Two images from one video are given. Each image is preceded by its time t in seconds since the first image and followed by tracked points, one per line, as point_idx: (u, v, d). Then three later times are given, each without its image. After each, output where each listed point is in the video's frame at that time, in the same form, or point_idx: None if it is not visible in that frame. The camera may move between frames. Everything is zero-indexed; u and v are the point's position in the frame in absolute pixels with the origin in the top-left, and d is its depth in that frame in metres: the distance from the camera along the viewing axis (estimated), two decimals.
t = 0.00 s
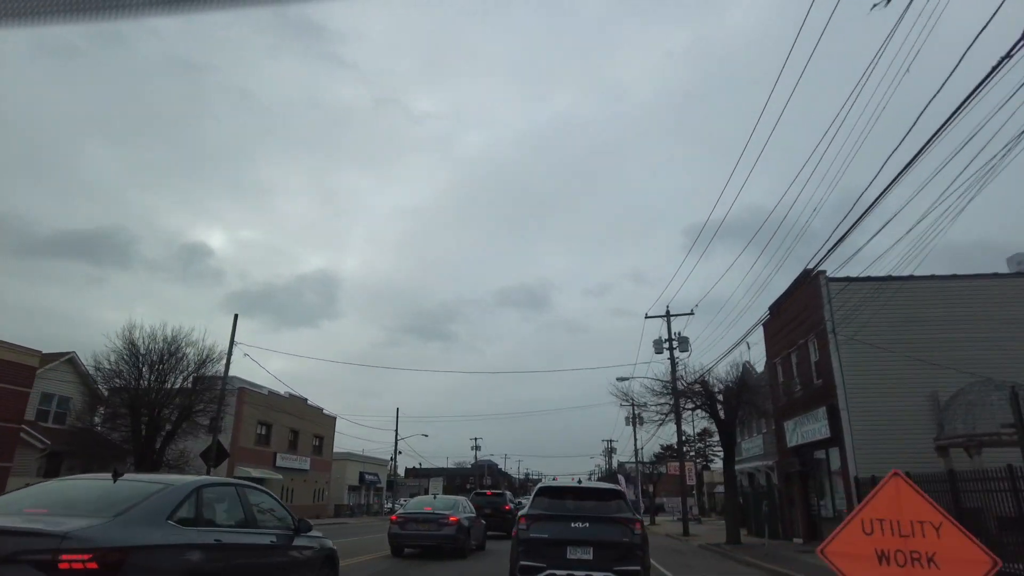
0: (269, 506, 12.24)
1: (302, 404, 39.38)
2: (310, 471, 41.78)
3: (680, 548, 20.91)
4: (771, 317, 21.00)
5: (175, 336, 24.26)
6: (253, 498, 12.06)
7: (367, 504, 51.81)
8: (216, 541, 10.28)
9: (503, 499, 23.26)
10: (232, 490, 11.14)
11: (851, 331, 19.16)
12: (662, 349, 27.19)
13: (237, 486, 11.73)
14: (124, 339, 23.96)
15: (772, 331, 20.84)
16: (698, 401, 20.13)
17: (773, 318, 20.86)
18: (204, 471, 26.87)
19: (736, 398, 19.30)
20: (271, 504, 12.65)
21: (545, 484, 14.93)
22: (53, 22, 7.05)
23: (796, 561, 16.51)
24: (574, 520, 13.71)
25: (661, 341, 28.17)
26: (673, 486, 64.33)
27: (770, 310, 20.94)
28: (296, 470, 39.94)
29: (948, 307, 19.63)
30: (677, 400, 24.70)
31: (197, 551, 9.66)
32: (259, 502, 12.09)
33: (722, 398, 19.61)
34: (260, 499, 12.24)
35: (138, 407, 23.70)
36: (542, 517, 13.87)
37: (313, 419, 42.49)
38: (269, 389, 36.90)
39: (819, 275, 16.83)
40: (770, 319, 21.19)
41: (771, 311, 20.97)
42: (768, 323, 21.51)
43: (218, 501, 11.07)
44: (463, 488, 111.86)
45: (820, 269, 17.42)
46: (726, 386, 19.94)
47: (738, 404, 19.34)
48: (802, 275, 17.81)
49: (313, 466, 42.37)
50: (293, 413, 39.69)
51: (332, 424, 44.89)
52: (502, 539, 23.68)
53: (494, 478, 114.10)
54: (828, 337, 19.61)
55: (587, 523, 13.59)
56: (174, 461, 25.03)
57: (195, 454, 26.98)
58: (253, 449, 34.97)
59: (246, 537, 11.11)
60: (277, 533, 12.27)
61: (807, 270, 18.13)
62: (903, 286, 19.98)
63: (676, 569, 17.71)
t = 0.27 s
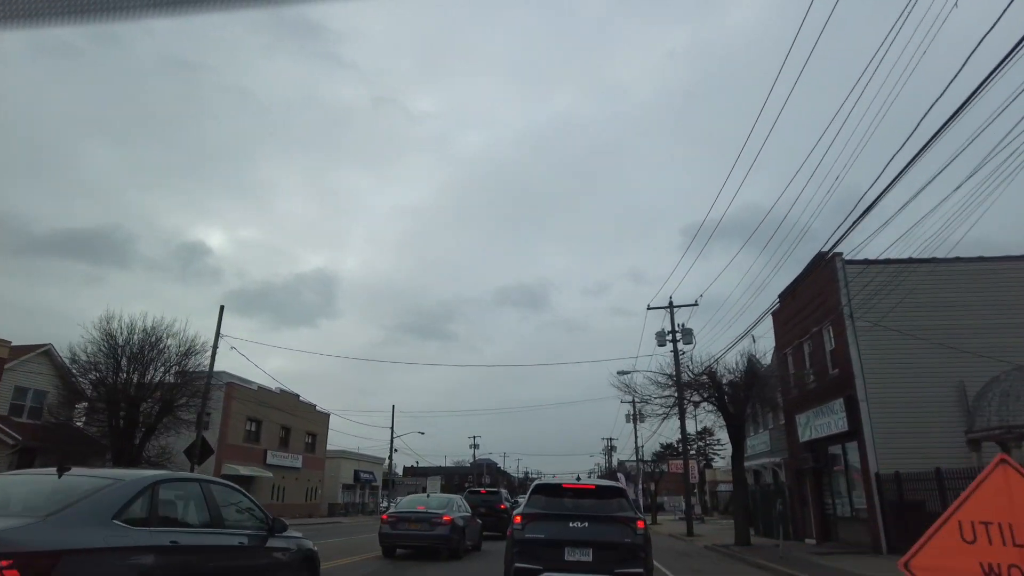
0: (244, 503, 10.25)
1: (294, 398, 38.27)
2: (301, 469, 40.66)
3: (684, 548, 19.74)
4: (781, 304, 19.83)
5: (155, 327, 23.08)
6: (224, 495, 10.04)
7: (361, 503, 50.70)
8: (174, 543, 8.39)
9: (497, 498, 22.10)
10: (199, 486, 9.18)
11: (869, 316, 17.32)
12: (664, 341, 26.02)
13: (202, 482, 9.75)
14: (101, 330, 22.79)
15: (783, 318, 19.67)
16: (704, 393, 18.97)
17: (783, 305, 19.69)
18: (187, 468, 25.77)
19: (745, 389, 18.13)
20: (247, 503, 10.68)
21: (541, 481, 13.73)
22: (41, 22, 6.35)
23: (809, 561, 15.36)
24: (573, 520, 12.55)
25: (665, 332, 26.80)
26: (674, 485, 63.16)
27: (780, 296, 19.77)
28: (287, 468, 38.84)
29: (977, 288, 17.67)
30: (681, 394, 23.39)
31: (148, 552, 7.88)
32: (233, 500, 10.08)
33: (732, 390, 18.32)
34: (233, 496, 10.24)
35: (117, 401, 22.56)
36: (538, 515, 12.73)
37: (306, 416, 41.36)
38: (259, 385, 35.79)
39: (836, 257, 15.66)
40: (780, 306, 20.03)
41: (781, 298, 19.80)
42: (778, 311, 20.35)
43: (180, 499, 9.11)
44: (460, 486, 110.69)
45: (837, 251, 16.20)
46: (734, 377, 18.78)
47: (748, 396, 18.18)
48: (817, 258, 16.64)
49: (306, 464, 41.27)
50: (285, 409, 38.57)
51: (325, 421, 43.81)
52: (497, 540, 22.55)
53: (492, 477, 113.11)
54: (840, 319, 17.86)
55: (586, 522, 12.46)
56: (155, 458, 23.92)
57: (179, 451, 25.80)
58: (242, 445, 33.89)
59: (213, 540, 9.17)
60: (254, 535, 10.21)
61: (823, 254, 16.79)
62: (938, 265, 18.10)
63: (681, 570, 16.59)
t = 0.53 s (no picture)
0: (216, 504, 7.92)
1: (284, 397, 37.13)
2: (292, 470, 39.51)
3: (689, 553, 18.63)
4: (792, 295, 18.73)
5: (134, 320, 22.00)
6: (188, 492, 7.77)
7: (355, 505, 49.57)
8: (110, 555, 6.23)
9: (490, 500, 21.02)
10: (153, 482, 7.01)
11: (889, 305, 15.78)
12: (667, 336, 24.92)
13: (158, 481, 7.45)
14: (77, 323, 21.70)
15: (793, 309, 18.57)
16: (711, 388, 17.88)
17: (794, 295, 18.60)
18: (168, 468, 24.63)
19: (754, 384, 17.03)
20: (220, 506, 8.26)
21: (537, 483, 12.64)
22: None
23: (825, 566, 14.23)
24: (570, 523, 11.41)
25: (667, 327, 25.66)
26: (674, 488, 62.04)
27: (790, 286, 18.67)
28: (278, 469, 37.70)
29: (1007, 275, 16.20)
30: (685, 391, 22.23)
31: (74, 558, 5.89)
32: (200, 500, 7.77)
33: (740, 385, 17.13)
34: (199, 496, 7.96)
35: (93, 398, 21.45)
36: (534, 517, 11.60)
37: (297, 415, 40.24)
38: (247, 383, 34.72)
39: (853, 241, 14.56)
40: (790, 297, 18.93)
41: (792, 288, 18.71)
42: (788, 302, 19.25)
43: (127, 499, 6.86)
44: (457, 488, 109.53)
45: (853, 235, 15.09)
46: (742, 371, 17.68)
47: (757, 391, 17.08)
48: (831, 242, 15.54)
49: (297, 465, 40.12)
50: (275, 408, 37.44)
51: (318, 421, 42.70)
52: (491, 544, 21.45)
53: (490, 478, 111.91)
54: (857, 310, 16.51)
55: (585, 525, 11.30)
56: (133, 457, 22.83)
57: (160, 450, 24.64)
58: (227, 445, 32.76)
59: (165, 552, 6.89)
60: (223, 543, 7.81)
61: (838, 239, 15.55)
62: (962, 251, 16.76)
63: None
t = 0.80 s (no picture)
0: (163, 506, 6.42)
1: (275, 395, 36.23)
2: (284, 471, 38.58)
3: (693, 556, 17.78)
4: (801, 286, 17.87)
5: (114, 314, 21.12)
6: (127, 492, 6.12)
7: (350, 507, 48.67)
8: (24, 566, 4.87)
9: (484, 501, 20.13)
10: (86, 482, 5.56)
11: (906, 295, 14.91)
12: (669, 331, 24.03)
13: (93, 474, 5.92)
14: (54, 316, 20.81)
15: (803, 301, 17.71)
16: (717, 383, 17.02)
17: (803, 287, 17.74)
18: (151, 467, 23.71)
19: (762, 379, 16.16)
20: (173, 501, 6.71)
21: (532, 483, 11.69)
22: None
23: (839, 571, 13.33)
24: (568, 525, 10.46)
25: (669, 322, 24.77)
26: (674, 489, 61.09)
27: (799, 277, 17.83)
28: (269, 469, 36.81)
29: None
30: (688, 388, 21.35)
31: None
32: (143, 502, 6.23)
33: (747, 380, 16.23)
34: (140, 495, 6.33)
35: (69, 394, 20.52)
36: (530, 518, 10.64)
37: (289, 415, 39.32)
38: (238, 381, 33.86)
39: (869, 225, 13.67)
40: (799, 288, 18.07)
41: (801, 278, 17.84)
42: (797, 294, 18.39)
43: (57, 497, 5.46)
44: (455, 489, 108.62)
45: (868, 220, 14.20)
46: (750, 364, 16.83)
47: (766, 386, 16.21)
48: (844, 227, 14.66)
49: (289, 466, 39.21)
50: (266, 407, 36.55)
51: (311, 421, 41.80)
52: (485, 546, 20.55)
53: (488, 480, 110.99)
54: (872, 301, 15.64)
55: (583, 527, 10.34)
56: (114, 456, 21.97)
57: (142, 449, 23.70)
58: (215, 444, 31.88)
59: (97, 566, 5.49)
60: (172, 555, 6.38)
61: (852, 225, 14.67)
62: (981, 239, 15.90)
63: None
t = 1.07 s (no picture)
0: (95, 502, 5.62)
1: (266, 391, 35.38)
2: (276, 468, 37.75)
3: (696, 557, 16.99)
4: (809, 274, 17.06)
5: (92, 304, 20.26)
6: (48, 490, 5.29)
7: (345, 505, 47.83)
8: None
9: (477, 499, 19.33)
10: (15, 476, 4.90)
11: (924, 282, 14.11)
12: (671, 323, 23.22)
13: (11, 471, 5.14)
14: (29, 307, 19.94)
15: (811, 289, 16.91)
16: (722, 375, 16.22)
17: (811, 275, 16.93)
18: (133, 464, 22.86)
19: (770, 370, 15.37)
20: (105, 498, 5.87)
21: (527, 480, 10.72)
22: None
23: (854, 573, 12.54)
24: (563, 523, 9.58)
25: (671, 314, 23.92)
26: (674, 487, 60.28)
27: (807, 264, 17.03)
28: (261, 467, 35.98)
29: None
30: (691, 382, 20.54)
31: None
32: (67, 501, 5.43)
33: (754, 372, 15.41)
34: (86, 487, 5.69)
35: (46, 388, 19.65)
36: (525, 516, 9.72)
37: (282, 412, 38.47)
38: (227, 376, 33.03)
39: (884, 206, 12.86)
40: (808, 276, 17.26)
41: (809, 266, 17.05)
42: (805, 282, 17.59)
43: None
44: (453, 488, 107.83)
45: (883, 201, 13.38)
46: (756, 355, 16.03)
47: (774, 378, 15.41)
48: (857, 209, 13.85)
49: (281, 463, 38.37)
50: (257, 403, 35.69)
51: (304, 418, 40.99)
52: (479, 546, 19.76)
53: (487, 478, 110.19)
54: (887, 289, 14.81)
55: (580, 526, 9.48)
56: (93, 453, 21.13)
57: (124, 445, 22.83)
58: (204, 441, 31.03)
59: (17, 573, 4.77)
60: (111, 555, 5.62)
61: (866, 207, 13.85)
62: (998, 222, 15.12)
63: None
